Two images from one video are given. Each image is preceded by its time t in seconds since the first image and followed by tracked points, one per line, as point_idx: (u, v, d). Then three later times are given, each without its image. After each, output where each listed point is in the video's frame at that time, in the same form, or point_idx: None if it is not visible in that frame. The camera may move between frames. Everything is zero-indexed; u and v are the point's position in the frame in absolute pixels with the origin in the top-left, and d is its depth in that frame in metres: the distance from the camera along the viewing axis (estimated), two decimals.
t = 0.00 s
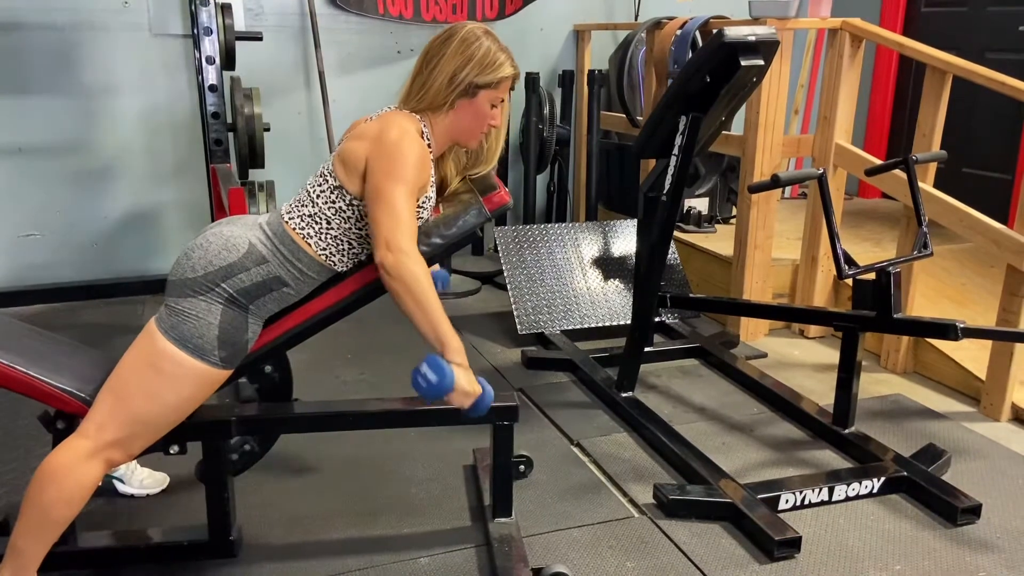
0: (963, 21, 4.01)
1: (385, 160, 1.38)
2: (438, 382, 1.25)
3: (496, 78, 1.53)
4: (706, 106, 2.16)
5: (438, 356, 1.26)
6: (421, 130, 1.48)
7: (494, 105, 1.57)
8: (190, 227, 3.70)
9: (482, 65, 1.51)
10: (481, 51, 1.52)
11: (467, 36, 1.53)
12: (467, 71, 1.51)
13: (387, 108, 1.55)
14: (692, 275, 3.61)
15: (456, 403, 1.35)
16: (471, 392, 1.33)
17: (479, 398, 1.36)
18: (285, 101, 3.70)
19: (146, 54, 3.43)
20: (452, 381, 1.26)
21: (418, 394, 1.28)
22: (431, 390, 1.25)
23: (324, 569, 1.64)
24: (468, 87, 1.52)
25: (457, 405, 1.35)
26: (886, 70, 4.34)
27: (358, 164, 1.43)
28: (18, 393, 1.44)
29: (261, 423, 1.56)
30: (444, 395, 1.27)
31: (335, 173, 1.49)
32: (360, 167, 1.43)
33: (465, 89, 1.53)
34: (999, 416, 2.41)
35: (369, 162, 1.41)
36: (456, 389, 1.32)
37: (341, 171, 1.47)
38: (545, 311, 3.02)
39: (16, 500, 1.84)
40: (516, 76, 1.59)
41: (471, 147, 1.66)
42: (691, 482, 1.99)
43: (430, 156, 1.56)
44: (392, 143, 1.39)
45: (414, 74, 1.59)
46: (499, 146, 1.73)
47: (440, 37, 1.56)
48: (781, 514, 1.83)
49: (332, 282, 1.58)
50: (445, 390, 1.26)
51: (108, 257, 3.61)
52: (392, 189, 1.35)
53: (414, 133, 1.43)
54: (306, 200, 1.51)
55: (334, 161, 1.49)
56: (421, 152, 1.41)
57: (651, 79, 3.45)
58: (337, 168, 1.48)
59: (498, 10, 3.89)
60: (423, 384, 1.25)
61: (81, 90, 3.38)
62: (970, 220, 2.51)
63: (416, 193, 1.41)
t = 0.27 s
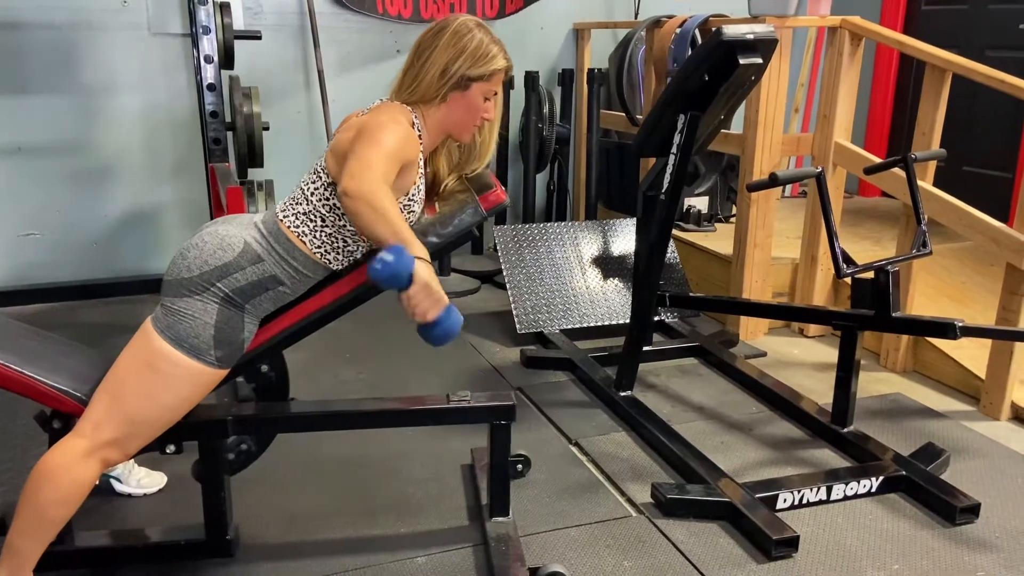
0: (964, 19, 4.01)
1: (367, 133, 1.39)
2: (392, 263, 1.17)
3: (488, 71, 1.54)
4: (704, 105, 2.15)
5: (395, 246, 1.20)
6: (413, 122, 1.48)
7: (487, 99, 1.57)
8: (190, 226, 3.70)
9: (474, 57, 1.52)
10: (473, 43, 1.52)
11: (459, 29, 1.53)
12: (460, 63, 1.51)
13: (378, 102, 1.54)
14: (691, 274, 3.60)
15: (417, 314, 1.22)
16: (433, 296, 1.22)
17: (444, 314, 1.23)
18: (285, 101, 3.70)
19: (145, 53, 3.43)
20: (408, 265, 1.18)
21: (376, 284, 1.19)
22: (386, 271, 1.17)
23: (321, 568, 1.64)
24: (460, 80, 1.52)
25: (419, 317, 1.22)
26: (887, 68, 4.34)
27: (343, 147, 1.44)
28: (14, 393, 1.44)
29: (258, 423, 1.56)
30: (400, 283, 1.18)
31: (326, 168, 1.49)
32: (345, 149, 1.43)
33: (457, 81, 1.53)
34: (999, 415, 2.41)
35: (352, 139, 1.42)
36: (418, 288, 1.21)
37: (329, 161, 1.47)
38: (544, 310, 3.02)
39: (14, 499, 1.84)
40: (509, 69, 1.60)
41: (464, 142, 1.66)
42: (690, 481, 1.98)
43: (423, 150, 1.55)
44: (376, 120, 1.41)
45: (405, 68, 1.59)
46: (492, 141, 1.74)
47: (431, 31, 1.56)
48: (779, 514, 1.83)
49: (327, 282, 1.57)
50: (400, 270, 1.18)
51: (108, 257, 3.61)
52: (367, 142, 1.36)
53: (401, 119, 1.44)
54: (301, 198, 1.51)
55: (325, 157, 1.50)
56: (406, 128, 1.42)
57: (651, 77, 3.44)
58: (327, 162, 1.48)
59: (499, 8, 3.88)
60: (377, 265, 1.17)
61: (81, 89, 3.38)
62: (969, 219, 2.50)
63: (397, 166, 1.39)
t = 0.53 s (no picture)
0: (964, 18, 3.99)
1: (369, 147, 1.37)
2: (408, 340, 1.17)
3: (487, 75, 1.52)
4: (702, 104, 2.14)
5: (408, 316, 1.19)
6: (410, 126, 1.47)
7: (485, 103, 1.56)
8: (189, 225, 3.70)
9: (472, 61, 1.51)
10: (471, 47, 1.51)
11: (458, 33, 1.52)
12: (457, 67, 1.50)
13: (376, 106, 1.54)
14: (690, 274, 3.59)
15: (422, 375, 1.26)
16: (440, 363, 1.25)
17: (449, 375, 1.28)
18: (284, 100, 3.69)
19: (143, 53, 3.43)
20: (421, 341, 1.18)
21: (387, 357, 1.19)
22: (399, 348, 1.17)
23: (317, 569, 1.64)
24: (458, 84, 1.52)
25: (424, 379, 1.27)
26: (887, 67, 4.32)
27: (344, 155, 1.42)
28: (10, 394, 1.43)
29: (252, 423, 1.56)
30: (412, 356, 1.19)
31: (323, 169, 1.48)
32: (345, 159, 1.42)
33: (454, 85, 1.52)
34: (998, 415, 2.40)
35: (353, 150, 1.40)
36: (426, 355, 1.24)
37: (327, 164, 1.46)
38: (543, 310, 3.01)
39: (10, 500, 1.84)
40: (508, 73, 1.58)
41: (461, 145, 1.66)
42: (687, 481, 1.98)
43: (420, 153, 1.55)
44: (377, 133, 1.39)
45: (404, 72, 1.58)
46: (492, 144, 1.73)
47: (430, 34, 1.55)
48: (776, 514, 1.82)
49: (322, 282, 1.58)
50: (414, 348, 1.18)
51: (107, 257, 3.61)
52: (373, 169, 1.33)
53: (402, 126, 1.42)
54: (296, 199, 1.51)
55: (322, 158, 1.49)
56: (407, 141, 1.40)
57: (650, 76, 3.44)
58: (324, 163, 1.47)
59: (499, 7, 3.88)
60: (392, 341, 1.17)
61: (79, 89, 3.37)
62: (969, 218, 2.50)
63: (400, 183, 1.38)
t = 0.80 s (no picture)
0: (964, 17, 3.99)
1: (375, 169, 1.38)
2: (430, 403, 1.36)
3: (487, 81, 1.52)
4: (700, 103, 2.14)
5: (429, 380, 1.36)
6: (409, 133, 1.47)
7: (484, 108, 1.55)
8: (188, 225, 3.70)
9: (472, 67, 1.51)
10: (471, 54, 1.51)
11: (458, 39, 1.52)
12: (457, 73, 1.50)
13: (375, 110, 1.54)
14: (690, 273, 3.59)
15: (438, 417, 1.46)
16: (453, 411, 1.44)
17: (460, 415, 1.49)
18: (283, 100, 3.69)
19: (142, 53, 3.43)
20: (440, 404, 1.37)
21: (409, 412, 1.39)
22: (422, 410, 1.36)
23: (312, 570, 1.64)
24: (457, 89, 1.51)
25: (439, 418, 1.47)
26: (887, 66, 4.32)
27: (346, 168, 1.43)
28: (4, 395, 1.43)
29: (247, 424, 1.55)
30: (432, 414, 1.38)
31: (322, 173, 1.49)
32: (349, 173, 1.43)
33: (454, 91, 1.52)
34: (997, 414, 2.39)
35: (357, 167, 1.41)
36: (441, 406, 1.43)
37: (329, 171, 1.47)
38: (542, 310, 3.01)
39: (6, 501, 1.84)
40: (508, 78, 1.58)
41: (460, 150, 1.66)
42: (684, 482, 1.97)
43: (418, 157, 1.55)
44: (380, 150, 1.39)
45: (403, 76, 1.58)
46: (491, 147, 1.74)
47: (430, 40, 1.55)
48: (774, 514, 1.82)
49: (318, 282, 1.57)
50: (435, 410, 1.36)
51: (106, 257, 3.61)
52: (383, 206, 1.37)
53: (404, 138, 1.43)
54: (293, 200, 1.51)
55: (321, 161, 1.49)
56: (410, 156, 1.41)
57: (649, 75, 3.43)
58: (324, 167, 1.48)
59: (501, 7, 3.89)
60: (416, 405, 1.36)
61: (78, 89, 3.37)
62: (967, 218, 2.49)
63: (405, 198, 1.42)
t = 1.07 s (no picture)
0: (965, 15, 3.97)
1: (368, 163, 1.38)
2: (423, 393, 1.33)
3: (482, 80, 1.51)
4: (699, 103, 2.13)
5: (423, 368, 1.34)
6: (404, 131, 1.47)
7: (480, 107, 1.55)
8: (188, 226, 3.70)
9: (467, 66, 1.50)
10: (466, 53, 1.50)
11: (453, 37, 1.51)
12: (452, 71, 1.49)
13: (370, 109, 1.53)
14: (690, 273, 3.58)
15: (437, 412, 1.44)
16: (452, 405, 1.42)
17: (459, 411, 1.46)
18: (283, 101, 3.69)
19: (142, 53, 3.42)
20: (435, 395, 1.34)
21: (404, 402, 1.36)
22: (416, 399, 1.34)
23: (310, 570, 1.64)
24: (452, 88, 1.51)
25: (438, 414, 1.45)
26: (888, 65, 4.31)
27: (340, 166, 1.43)
28: None
29: (244, 425, 1.55)
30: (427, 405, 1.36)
31: (317, 172, 1.48)
32: (343, 170, 1.43)
33: (449, 90, 1.51)
34: (998, 414, 2.38)
35: (351, 164, 1.40)
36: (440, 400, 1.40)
37: (323, 171, 1.46)
38: (542, 309, 3.00)
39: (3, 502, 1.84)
40: (504, 77, 1.57)
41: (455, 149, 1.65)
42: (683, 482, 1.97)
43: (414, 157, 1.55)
44: (374, 146, 1.39)
45: (398, 75, 1.57)
46: (488, 147, 1.74)
47: (425, 39, 1.54)
48: (772, 514, 1.81)
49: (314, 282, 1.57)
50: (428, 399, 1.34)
51: (106, 257, 3.61)
52: (375, 198, 1.36)
53: (398, 135, 1.42)
54: (288, 200, 1.50)
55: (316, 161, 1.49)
56: (404, 153, 1.41)
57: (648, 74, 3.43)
58: (319, 167, 1.48)
59: (501, 4, 3.88)
60: (409, 394, 1.34)
61: (78, 89, 3.37)
62: (968, 217, 2.48)
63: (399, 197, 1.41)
